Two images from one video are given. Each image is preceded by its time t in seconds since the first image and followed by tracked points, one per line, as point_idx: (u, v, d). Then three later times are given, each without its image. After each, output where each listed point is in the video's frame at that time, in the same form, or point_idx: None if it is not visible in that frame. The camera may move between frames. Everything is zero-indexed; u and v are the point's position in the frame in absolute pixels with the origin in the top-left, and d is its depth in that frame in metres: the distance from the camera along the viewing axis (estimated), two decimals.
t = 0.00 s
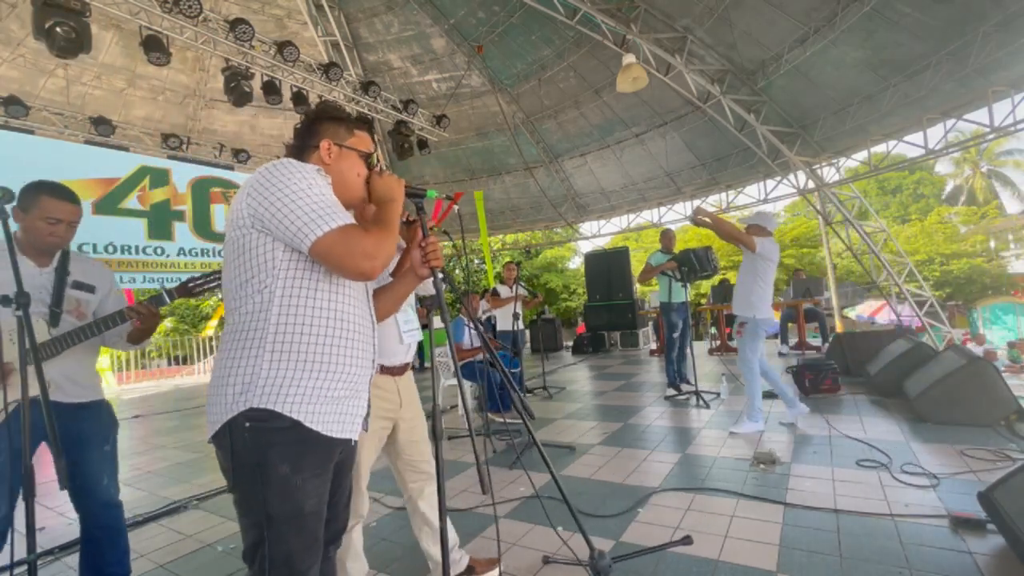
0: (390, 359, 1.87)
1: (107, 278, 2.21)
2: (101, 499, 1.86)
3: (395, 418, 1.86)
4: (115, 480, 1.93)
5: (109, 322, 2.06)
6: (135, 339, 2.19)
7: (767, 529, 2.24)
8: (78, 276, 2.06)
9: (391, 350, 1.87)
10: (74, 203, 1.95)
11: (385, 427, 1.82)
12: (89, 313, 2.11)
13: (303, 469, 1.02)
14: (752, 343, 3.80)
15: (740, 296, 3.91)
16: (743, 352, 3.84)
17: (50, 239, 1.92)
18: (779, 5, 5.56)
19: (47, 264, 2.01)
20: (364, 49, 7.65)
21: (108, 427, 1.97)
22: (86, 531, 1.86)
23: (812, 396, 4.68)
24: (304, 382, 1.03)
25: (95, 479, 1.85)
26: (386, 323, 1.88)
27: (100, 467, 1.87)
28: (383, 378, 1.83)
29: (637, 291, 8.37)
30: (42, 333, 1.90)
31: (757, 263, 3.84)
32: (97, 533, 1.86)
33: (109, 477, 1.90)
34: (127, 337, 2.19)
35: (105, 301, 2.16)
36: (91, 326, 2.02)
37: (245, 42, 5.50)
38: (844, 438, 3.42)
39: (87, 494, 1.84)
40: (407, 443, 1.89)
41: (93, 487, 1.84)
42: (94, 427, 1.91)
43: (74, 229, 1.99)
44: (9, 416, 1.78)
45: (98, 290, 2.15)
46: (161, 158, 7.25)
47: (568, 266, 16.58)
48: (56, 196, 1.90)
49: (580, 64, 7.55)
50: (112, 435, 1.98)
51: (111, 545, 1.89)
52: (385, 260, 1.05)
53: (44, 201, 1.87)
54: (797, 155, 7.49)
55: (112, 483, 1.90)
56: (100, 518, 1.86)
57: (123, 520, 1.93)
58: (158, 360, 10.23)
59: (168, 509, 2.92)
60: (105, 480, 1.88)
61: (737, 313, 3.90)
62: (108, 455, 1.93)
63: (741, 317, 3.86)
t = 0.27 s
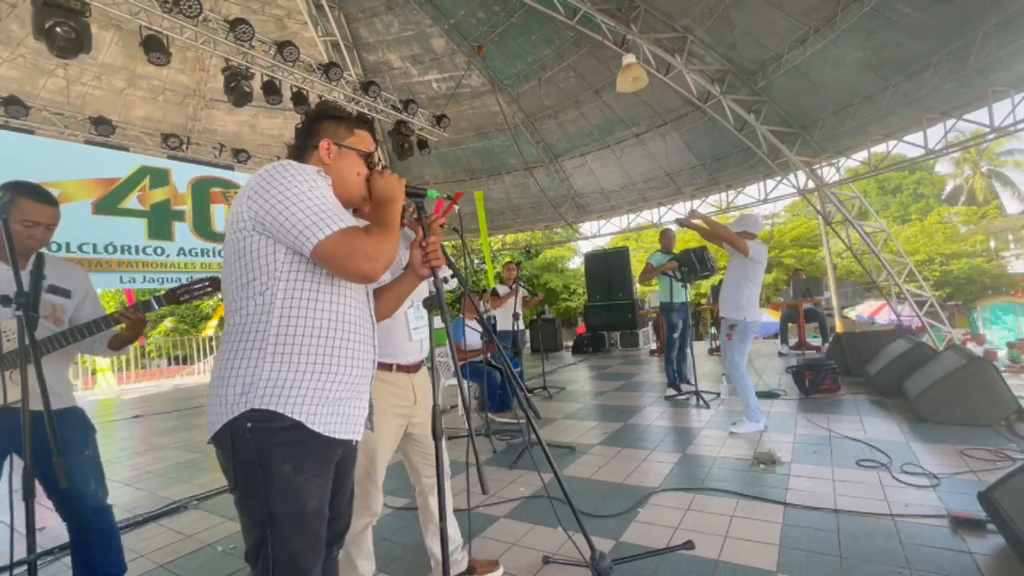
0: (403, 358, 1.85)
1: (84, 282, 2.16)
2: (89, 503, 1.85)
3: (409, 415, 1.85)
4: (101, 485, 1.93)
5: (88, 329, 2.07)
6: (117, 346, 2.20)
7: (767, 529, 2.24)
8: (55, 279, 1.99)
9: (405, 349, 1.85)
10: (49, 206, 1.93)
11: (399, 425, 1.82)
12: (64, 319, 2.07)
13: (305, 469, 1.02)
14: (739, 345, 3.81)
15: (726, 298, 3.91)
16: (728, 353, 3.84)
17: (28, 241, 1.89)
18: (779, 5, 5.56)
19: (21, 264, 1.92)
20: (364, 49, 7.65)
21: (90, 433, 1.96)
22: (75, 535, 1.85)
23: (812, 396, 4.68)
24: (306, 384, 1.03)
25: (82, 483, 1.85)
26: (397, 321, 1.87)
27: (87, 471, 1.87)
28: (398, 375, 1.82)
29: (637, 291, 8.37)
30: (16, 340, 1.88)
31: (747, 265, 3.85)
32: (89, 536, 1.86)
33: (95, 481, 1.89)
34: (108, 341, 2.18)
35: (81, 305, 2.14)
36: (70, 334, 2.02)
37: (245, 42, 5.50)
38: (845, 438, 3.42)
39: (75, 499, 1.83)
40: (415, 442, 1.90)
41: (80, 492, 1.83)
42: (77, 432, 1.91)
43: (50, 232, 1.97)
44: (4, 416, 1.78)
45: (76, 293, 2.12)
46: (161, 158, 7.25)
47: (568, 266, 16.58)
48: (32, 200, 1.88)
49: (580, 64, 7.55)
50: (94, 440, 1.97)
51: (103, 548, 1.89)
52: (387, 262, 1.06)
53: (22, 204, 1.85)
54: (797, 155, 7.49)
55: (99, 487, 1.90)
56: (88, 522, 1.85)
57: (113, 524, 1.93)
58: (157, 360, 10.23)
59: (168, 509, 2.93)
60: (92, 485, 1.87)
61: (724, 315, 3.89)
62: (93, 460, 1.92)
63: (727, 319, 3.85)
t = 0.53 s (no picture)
0: (407, 358, 1.84)
1: (78, 281, 2.16)
2: (83, 503, 1.86)
3: (412, 416, 1.85)
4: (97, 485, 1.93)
5: (85, 328, 2.05)
6: (111, 346, 2.15)
7: (767, 529, 2.24)
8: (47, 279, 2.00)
9: (409, 349, 1.84)
10: (42, 204, 1.94)
11: (404, 425, 1.81)
12: (59, 319, 2.07)
13: (305, 469, 1.02)
14: (732, 349, 3.82)
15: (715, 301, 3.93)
16: (723, 358, 3.83)
17: (20, 240, 1.90)
18: (779, 5, 5.56)
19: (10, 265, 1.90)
20: (364, 49, 7.65)
21: (86, 433, 1.96)
22: (70, 535, 1.85)
23: (813, 396, 4.68)
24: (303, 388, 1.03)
25: (78, 484, 1.85)
26: (401, 322, 1.87)
27: (82, 472, 1.87)
28: (404, 376, 1.82)
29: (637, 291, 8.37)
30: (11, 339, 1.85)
31: (737, 273, 3.91)
32: (86, 536, 1.86)
33: (90, 482, 1.89)
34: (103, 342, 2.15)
35: (74, 307, 2.12)
36: (65, 333, 2.01)
37: (245, 42, 5.51)
38: (846, 438, 3.42)
39: (70, 500, 1.83)
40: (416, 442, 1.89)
41: (76, 492, 1.84)
42: (74, 432, 1.91)
43: (43, 230, 1.98)
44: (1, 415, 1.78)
45: (70, 293, 2.11)
46: (161, 158, 7.24)
47: (568, 266, 16.58)
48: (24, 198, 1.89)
49: (580, 64, 7.55)
50: (89, 441, 1.96)
51: (101, 548, 1.89)
52: (388, 265, 1.06)
53: (15, 202, 1.87)
54: (797, 155, 7.49)
55: (94, 488, 1.90)
56: (83, 522, 1.86)
57: (110, 524, 1.94)
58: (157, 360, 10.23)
59: (168, 509, 2.93)
60: (87, 485, 1.88)
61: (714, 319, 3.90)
62: (88, 460, 1.92)
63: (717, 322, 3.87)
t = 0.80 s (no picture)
0: (407, 358, 1.84)
1: (91, 276, 2.16)
2: (90, 501, 1.86)
3: (412, 416, 1.85)
4: (105, 483, 1.93)
5: (93, 324, 2.05)
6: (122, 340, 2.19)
7: (766, 529, 2.24)
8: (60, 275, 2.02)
9: (409, 349, 1.84)
10: (49, 200, 1.93)
11: (403, 425, 1.81)
12: (74, 314, 2.08)
13: (301, 468, 1.02)
14: (723, 346, 3.78)
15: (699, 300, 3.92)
16: (714, 357, 3.81)
17: (27, 236, 1.90)
18: (779, 5, 5.56)
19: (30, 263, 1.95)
20: (364, 49, 7.65)
21: (98, 430, 1.96)
22: (76, 533, 1.85)
23: (813, 396, 4.68)
24: (300, 388, 1.03)
25: (84, 483, 1.85)
26: (402, 322, 1.87)
27: (89, 470, 1.87)
28: (403, 376, 1.82)
29: (637, 291, 8.37)
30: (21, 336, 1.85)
31: (716, 267, 3.90)
32: (91, 535, 1.86)
33: (98, 480, 1.90)
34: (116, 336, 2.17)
35: (89, 302, 2.13)
36: (74, 330, 2.00)
37: (245, 42, 5.51)
38: (846, 438, 3.43)
39: (76, 498, 1.83)
40: (414, 443, 1.90)
41: (82, 490, 1.84)
42: (82, 429, 1.90)
43: (52, 225, 1.98)
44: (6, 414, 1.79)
45: (83, 289, 2.11)
46: (161, 158, 7.25)
47: (568, 266, 16.59)
48: (31, 194, 1.88)
49: (580, 64, 7.55)
50: (100, 439, 1.97)
51: (105, 547, 1.89)
52: (388, 267, 1.06)
53: (19, 198, 1.85)
54: (797, 155, 7.49)
55: (101, 486, 1.90)
56: (89, 520, 1.86)
57: (116, 523, 1.93)
58: (157, 359, 10.24)
59: (168, 509, 2.93)
60: (93, 483, 1.88)
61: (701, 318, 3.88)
62: (97, 459, 1.92)
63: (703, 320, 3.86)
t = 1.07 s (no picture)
0: (407, 359, 1.84)
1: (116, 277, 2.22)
2: (103, 499, 1.86)
3: (411, 416, 1.84)
4: (122, 481, 1.93)
5: (110, 322, 2.04)
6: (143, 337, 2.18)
7: (766, 529, 2.24)
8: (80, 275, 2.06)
9: (409, 349, 1.84)
10: (68, 200, 1.97)
11: (403, 425, 1.81)
12: (97, 312, 2.11)
13: (297, 469, 1.02)
14: (700, 343, 3.77)
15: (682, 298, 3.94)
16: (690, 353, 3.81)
17: (50, 236, 1.96)
18: (779, 5, 5.56)
19: (55, 264, 2.04)
20: (364, 49, 7.65)
21: (118, 427, 1.97)
22: (88, 530, 1.86)
23: (812, 396, 4.68)
24: (297, 389, 1.02)
25: (100, 478, 1.86)
26: (402, 322, 1.87)
27: (106, 467, 1.88)
28: (404, 376, 1.82)
29: (637, 291, 8.37)
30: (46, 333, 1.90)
31: (697, 265, 3.94)
32: (100, 535, 1.86)
33: (114, 477, 1.90)
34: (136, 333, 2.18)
35: (111, 301, 2.17)
36: (91, 327, 2.00)
37: (245, 41, 5.52)
38: (846, 438, 3.42)
39: (93, 494, 1.85)
40: (414, 443, 1.89)
41: (98, 487, 1.85)
42: (101, 425, 1.91)
43: (73, 226, 2.02)
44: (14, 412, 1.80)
45: (106, 288, 2.15)
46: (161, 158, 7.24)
47: (568, 266, 16.59)
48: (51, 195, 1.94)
49: (580, 64, 7.55)
50: (120, 436, 1.97)
51: (113, 547, 1.88)
52: (382, 271, 1.06)
53: (37, 200, 1.91)
54: (797, 155, 7.49)
55: (116, 483, 1.90)
56: (102, 518, 1.86)
57: (127, 523, 1.93)
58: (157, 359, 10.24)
59: (168, 509, 2.93)
60: (109, 480, 1.88)
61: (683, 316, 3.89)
62: (115, 457, 1.92)
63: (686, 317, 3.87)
